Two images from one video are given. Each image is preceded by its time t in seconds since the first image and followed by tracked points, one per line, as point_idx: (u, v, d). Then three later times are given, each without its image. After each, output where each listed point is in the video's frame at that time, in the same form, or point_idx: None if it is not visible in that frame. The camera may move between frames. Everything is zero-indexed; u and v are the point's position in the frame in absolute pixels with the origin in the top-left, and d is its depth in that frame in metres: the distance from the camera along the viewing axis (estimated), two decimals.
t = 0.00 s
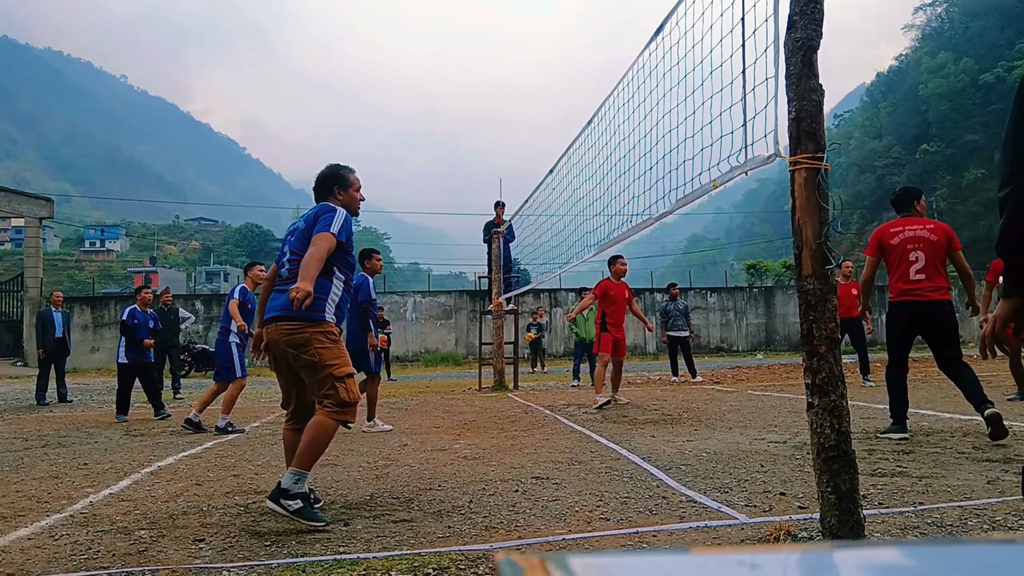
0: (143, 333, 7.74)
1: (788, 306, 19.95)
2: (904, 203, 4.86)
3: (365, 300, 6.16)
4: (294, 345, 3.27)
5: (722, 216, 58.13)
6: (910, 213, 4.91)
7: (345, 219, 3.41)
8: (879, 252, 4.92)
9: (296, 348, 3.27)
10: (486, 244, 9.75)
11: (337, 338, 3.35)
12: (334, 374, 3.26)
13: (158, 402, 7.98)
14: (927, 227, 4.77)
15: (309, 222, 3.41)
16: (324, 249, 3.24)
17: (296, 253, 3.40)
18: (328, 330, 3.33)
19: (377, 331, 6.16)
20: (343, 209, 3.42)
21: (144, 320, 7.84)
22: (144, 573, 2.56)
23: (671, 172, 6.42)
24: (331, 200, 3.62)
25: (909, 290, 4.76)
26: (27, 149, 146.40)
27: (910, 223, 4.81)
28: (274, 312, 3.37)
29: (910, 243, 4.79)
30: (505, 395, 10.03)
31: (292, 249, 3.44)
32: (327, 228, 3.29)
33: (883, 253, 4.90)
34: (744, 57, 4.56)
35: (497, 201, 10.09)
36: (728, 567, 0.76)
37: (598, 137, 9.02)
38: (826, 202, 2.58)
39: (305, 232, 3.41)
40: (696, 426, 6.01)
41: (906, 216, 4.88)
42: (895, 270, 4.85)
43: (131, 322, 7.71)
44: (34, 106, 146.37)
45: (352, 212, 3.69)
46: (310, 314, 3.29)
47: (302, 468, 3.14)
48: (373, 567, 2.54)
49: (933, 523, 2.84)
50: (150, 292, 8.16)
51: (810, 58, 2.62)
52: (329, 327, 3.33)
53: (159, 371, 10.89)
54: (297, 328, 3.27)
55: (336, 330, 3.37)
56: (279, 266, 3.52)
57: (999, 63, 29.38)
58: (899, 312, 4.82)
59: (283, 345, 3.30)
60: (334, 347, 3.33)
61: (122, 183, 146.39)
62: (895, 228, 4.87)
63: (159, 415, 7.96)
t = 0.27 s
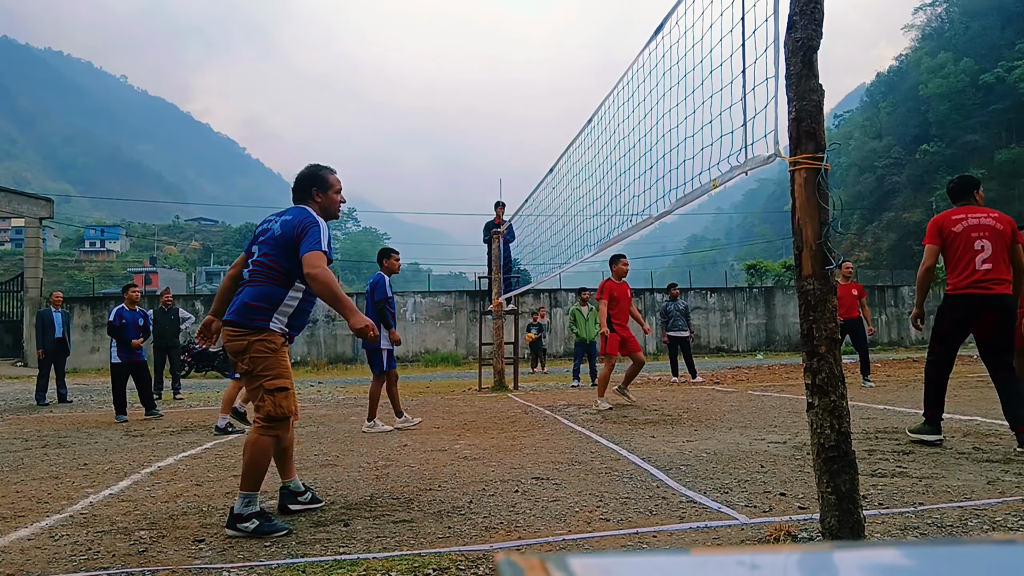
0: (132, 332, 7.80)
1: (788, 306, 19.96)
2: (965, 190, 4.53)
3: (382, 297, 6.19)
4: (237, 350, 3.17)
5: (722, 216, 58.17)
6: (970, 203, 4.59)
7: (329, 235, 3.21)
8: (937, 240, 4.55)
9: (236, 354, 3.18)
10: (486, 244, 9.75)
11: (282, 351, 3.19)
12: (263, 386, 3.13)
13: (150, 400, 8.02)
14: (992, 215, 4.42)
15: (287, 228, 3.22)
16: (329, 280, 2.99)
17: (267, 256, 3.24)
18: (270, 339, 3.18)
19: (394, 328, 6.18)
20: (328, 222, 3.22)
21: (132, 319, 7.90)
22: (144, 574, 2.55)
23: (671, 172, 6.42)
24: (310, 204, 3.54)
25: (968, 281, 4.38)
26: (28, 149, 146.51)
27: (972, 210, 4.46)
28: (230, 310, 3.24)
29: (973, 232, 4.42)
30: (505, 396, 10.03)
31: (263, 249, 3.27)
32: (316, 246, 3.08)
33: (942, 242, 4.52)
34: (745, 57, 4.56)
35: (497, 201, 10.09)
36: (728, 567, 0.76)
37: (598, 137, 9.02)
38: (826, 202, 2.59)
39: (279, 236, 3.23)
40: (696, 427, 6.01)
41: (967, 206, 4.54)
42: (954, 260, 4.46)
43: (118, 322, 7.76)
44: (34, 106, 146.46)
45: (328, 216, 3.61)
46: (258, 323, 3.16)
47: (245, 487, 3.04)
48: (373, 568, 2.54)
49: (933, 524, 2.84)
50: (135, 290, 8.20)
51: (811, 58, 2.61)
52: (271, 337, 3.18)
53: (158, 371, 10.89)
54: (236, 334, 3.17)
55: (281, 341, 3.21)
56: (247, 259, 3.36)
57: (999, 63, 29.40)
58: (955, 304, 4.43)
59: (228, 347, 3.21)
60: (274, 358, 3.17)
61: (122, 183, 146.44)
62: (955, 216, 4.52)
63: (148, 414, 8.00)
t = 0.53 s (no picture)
0: (129, 335, 7.76)
1: (788, 308, 19.97)
2: (998, 167, 4.30)
3: (395, 296, 6.17)
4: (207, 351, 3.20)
5: (722, 218, 58.17)
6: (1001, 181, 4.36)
7: (289, 234, 3.16)
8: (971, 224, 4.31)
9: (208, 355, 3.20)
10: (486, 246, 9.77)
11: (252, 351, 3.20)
12: (237, 387, 3.12)
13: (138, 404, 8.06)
14: None
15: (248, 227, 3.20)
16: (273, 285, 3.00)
17: (230, 256, 3.23)
18: (242, 339, 3.19)
19: (406, 327, 6.15)
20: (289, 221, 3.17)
21: (129, 322, 7.86)
22: None
23: (671, 173, 6.43)
24: (279, 199, 3.54)
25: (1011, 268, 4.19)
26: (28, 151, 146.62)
27: (1007, 193, 4.27)
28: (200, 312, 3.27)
29: (1011, 216, 4.25)
30: (505, 398, 10.03)
31: (228, 248, 3.26)
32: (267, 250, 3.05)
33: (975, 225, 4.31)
34: (745, 57, 4.56)
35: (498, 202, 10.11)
36: (729, 570, 0.76)
37: (598, 138, 9.02)
38: (826, 203, 2.58)
39: (242, 236, 3.21)
40: (696, 429, 6.01)
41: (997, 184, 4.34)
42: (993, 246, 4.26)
43: (116, 325, 7.72)
44: (35, 107, 146.52)
45: (299, 210, 3.59)
46: (225, 325, 3.18)
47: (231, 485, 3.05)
48: (373, 571, 2.53)
49: (934, 527, 2.83)
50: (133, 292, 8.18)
51: (811, 58, 2.61)
52: (243, 336, 3.19)
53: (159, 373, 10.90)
54: (206, 336, 3.19)
55: (254, 340, 3.23)
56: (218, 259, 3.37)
57: (998, 65, 29.42)
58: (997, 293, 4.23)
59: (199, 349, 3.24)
60: (247, 357, 3.19)
61: (122, 185, 146.48)
62: (990, 199, 4.30)
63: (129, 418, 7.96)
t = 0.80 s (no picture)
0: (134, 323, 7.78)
1: (788, 295, 19.99)
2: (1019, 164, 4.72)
3: (401, 282, 6.20)
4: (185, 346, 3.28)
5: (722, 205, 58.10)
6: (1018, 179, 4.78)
7: (243, 224, 3.25)
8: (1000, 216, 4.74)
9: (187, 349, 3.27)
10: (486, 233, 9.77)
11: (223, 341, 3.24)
12: (220, 374, 3.21)
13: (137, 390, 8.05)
14: None
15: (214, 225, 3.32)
16: (210, 269, 3.10)
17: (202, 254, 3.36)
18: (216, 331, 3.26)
19: (413, 313, 6.14)
20: (248, 212, 3.27)
21: (135, 309, 7.87)
22: (145, 562, 2.56)
23: (671, 161, 6.42)
24: (257, 197, 3.56)
25: None
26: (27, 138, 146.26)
27: None
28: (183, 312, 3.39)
29: None
30: (505, 384, 10.05)
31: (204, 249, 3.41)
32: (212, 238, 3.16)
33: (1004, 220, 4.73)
34: (745, 45, 4.54)
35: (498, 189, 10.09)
36: (728, 555, 0.76)
37: (598, 126, 8.99)
38: (826, 191, 2.58)
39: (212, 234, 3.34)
40: (696, 415, 6.02)
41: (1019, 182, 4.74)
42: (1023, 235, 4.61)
43: (122, 312, 7.74)
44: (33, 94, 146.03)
45: (277, 207, 3.63)
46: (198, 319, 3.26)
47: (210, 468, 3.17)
48: (373, 555, 2.54)
49: (932, 511, 2.84)
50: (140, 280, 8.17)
51: (811, 47, 2.60)
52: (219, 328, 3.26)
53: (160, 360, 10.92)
54: (183, 331, 3.26)
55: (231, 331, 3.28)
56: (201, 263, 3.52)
57: (1001, 51, 29.25)
58: None
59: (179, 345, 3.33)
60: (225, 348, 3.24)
61: (122, 172, 146.24)
62: (1014, 194, 4.71)
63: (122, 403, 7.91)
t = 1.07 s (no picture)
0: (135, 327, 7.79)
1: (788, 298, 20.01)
2: None
3: (407, 286, 6.20)
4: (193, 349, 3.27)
5: (722, 208, 58.15)
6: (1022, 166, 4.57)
7: (269, 231, 3.29)
8: None
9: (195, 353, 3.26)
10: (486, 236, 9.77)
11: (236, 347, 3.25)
12: (211, 388, 3.20)
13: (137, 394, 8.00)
14: None
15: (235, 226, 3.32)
16: (251, 275, 3.11)
17: (220, 256, 3.36)
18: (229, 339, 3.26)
19: (419, 319, 6.16)
20: (269, 215, 3.28)
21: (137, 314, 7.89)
22: (144, 567, 2.56)
23: (671, 163, 6.43)
24: (270, 198, 3.59)
25: None
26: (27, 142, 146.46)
27: None
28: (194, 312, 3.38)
29: None
30: (506, 388, 10.03)
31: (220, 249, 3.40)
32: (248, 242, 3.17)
33: None
34: (745, 47, 4.55)
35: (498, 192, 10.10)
36: (727, 561, 0.76)
37: (598, 128, 9.00)
38: (826, 193, 2.58)
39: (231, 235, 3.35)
40: (696, 419, 6.02)
41: None
42: None
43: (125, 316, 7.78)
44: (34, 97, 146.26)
45: (287, 211, 3.66)
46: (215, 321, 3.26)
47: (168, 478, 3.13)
48: (373, 560, 2.54)
49: (932, 516, 2.84)
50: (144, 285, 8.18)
51: (811, 48, 2.60)
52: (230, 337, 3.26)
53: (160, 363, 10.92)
54: (195, 333, 3.26)
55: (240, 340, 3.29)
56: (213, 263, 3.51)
57: (1000, 53, 29.29)
58: None
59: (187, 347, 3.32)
60: (231, 358, 3.25)
61: (122, 176, 146.39)
62: None
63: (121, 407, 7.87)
